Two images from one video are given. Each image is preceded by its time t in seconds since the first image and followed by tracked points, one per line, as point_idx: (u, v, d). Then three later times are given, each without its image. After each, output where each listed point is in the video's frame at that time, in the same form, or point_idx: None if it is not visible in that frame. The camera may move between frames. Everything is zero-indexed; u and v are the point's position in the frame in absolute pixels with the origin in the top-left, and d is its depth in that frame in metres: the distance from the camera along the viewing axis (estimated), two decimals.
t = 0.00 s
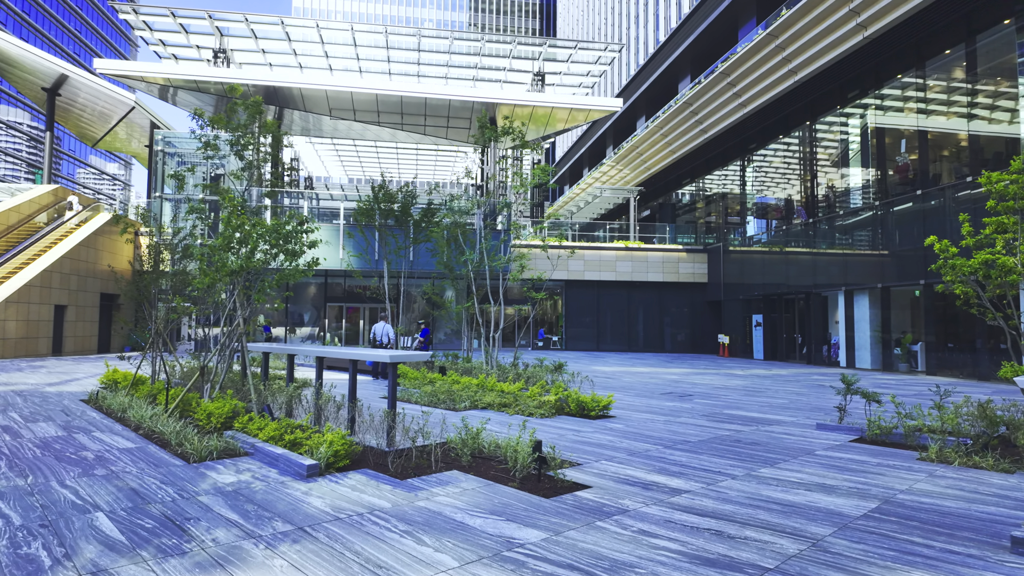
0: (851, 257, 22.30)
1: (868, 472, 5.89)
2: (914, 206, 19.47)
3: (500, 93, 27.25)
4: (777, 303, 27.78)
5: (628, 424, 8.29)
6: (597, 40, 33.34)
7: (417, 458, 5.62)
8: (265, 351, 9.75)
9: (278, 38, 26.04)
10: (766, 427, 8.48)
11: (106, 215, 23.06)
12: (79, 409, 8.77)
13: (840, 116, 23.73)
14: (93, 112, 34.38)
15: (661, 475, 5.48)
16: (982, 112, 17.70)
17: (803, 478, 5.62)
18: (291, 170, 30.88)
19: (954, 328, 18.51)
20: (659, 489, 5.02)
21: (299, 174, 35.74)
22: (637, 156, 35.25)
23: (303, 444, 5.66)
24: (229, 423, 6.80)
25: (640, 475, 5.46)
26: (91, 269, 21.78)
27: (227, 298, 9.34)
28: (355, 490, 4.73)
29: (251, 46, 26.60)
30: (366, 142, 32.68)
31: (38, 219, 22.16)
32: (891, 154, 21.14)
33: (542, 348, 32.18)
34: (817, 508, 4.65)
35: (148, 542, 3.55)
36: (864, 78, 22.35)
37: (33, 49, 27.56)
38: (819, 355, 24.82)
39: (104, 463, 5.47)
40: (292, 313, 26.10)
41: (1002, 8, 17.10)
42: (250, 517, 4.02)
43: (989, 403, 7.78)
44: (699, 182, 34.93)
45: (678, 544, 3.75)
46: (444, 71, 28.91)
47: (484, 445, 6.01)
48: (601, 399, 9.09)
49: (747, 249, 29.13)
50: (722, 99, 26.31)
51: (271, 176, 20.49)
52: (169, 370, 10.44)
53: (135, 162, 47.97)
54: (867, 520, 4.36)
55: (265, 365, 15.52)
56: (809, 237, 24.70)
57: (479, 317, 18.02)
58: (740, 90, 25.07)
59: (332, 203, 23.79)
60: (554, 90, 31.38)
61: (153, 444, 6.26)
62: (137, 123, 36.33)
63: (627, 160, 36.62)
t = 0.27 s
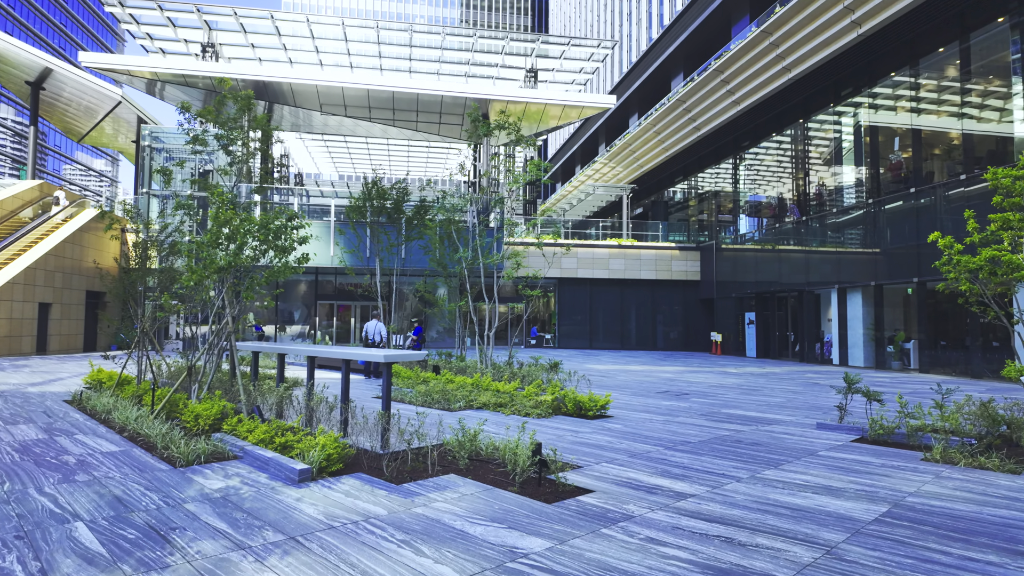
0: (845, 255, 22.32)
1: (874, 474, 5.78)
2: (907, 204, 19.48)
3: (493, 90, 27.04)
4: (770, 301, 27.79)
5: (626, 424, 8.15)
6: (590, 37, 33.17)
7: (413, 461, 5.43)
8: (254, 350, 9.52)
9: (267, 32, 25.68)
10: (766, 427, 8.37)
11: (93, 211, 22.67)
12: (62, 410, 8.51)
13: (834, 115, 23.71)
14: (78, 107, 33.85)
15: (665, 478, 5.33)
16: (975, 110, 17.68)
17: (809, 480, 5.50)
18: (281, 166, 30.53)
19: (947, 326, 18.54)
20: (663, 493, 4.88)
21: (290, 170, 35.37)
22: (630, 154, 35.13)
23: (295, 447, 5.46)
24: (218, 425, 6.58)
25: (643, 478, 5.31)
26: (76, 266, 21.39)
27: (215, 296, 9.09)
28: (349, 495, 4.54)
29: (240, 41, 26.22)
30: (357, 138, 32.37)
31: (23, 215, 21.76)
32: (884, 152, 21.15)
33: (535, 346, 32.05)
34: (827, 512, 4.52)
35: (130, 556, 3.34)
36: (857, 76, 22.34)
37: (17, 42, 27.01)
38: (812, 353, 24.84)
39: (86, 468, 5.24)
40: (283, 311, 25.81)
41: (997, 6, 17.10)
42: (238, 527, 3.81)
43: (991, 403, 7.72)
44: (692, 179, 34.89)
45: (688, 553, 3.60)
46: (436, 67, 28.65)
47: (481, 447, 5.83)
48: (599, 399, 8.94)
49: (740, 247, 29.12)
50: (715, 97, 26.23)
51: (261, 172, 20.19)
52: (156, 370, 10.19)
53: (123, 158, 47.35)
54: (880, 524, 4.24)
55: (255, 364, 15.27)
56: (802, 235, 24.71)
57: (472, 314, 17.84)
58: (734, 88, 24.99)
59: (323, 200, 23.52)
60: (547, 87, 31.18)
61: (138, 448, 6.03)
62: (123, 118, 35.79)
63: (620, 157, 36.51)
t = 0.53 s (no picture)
0: (838, 253, 22.34)
1: (881, 474, 5.67)
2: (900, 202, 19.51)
3: (485, 86, 26.81)
4: (762, 298, 27.79)
5: (624, 423, 8.01)
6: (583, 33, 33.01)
7: (409, 463, 5.25)
8: (243, 348, 9.28)
9: (256, 26, 25.33)
10: (764, 426, 8.26)
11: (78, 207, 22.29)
12: (44, 410, 8.26)
13: (827, 112, 23.66)
14: (64, 101, 33.31)
15: (668, 480, 5.18)
16: (967, 109, 17.71)
17: (815, 481, 5.37)
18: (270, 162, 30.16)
19: (938, 323, 18.57)
20: (667, 495, 4.73)
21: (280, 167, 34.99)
22: (623, 151, 35.01)
23: (285, 449, 5.25)
24: (205, 427, 6.36)
25: (645, 480, 5.16)
26: (61, 263, 21.00)
27: (204, 293, 8.86)
28: (342, 500, 4.35)
29: (229, 35, 25.86)
30: (348, 134, 32.06)
31: (6, 211, 21.37)
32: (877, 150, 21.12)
33: (527, 344, 31.92)
34: (836, 515, 4.39)
35: (108, 569, 3.14)
36: (850, 74, 22.33)
37: None
38: (804, 350, 24.85)
39: (66, 472, 5.02)
40: (273, 308, 25.52)
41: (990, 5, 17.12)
42: (225, 535, 3.62)
43: (992, 401, 7.66)
44: (684, 177, 34.85)
45: (697, 560, 3.45)
46: (427, 62, 28.37)
47: (478, 448, 5.67)
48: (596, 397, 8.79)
49: (733, 244, 29.11)
50: (708, 94, 26.15)
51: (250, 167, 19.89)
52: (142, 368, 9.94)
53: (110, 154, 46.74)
54: (891, 528, 4.11)
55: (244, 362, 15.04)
56: (795, 233, 24.71)
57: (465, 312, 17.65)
58: (726, 85, 24.91)
59: (313, 197, 23.28)
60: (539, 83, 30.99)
61: (122, 450, 5.81)
62: (110, 112, 35.25)
63: (613, 155, 36.38)
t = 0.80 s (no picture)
0: (831, 249, 22.32)
1: (884, 472, 5.57)
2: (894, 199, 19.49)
3: (478, 80, 26.58)
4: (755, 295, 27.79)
5: (621, 420, 7.87)
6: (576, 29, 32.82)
7: (402, 463, 5.09)
8: (231, 345, 9.06)
9: (245, 19, 24.95)
10: (763, 423, 8.15)
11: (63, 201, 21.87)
12: (24, 408, 8.01)
13: (821, 108, 23.58)
14: (48, 94, 32.75)
15: (668, 479, 5.04)
16: (960, 106, 17.71)
17: (818, 479, 5.25)
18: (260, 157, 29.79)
19: (931, 320, 18.58)
20: (669, 495, 4.59)
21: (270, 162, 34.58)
22: (616, 147, 34.87)
23: (274, 449, 5.06)
24: (190, 426, 6.14)
25: (645, 479, 5.02)
26: (46, 258, 20.61)
27: (191, 289, 8.64)
28: (333, 502, 4.17)
29: (217, 28, 25.46)
30: (339, 129, 31.72)
31: None
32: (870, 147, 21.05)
33: (520, 340, 31.75)
34: (843, 514, 4.26)
35: None
36: (843, 70, 22.30)
37: None
38: (797, 346, 24.86)
39: (44, 474, 4.80)
40: (263, 305, 25.20)
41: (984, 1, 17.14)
42: (209, 541, 3.43)
43: (992, 397, 7.61)
44: (677, 174, 34.78)
45: (705, 563, 3.31)
46: (419, 57, 28.07)
47: (474, 447, 5.50)
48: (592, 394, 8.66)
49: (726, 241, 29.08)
50: (702, 90, 26.04)
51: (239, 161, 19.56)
52: (127, 366, 9.69)
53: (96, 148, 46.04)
54: (901, 528, 3.99)
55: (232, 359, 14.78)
56: (788, 230, 24.69)
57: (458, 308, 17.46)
58: (720, 81, 24.81)
59: (303, 192, 22.99)
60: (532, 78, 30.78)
61: (104, 450, 5.59)
62: (96, 106, 34.70)
63: (606, 151, 36.23)
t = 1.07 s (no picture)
0: (810, 247, 22.47)
1: (873, 472, 5.48)
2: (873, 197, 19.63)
3: (459, 75, 26.27)
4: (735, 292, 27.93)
5: (605, 420, 7.72)
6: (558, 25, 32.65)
7: (380, 467, 4.86)
8: (202, 343, 8.72)
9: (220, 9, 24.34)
10: (748, 421, 8.06)
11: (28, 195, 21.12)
12: None
13: (801, 107, 23.67)
14: (14, 84, 31.69)
15: (656, 482, 4.89)
16: (937, 106, 17.90)
17: (809, 480, 5.14)
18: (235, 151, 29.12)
19: (908, 317, 18.78)
20: (659, 499, 4.43)
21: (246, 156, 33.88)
22: (597, 145, 34.78)
23: (244, 454, 4.79)
24: (155, 430, 5.83)
25: (633, 482, 4.86)
26: (10, 254, 19.89)
27: (159, 286, 8.28)
28: (306, 511, 3.93)
29: (191, 18, 24.80)
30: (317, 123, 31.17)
31: None
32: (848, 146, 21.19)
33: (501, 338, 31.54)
34: (837, 517, 4.14)
35: None
36: (823, 69, 22.44)
37: None
38: (777, 343, 25.02)
39: None
40: (238, 302, 24.64)
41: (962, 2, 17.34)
42: (169, 557, 3.17)
43: (975, 394, 7.60)
44: (658, 171, 34.84)
45: (700, 574, 3.14)
46: (400, 51, 27.61)
47: (456, 450, 5.29)
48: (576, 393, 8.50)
49: (707, 238, 29.18)
50: (683, 88, 26.03)
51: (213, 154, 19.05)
52: (93, 366, 9.28)
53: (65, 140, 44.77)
54: (897, 532, 3.89)
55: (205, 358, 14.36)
56: (767, 227, 24.81)
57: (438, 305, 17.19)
58: (702, 78, 24.81)
59: (281, 187, 22.52)
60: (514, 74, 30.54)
61: (62, 457, 5.26)
62: (64, 97, 33.67)
63: (587, 148, 36.13)
